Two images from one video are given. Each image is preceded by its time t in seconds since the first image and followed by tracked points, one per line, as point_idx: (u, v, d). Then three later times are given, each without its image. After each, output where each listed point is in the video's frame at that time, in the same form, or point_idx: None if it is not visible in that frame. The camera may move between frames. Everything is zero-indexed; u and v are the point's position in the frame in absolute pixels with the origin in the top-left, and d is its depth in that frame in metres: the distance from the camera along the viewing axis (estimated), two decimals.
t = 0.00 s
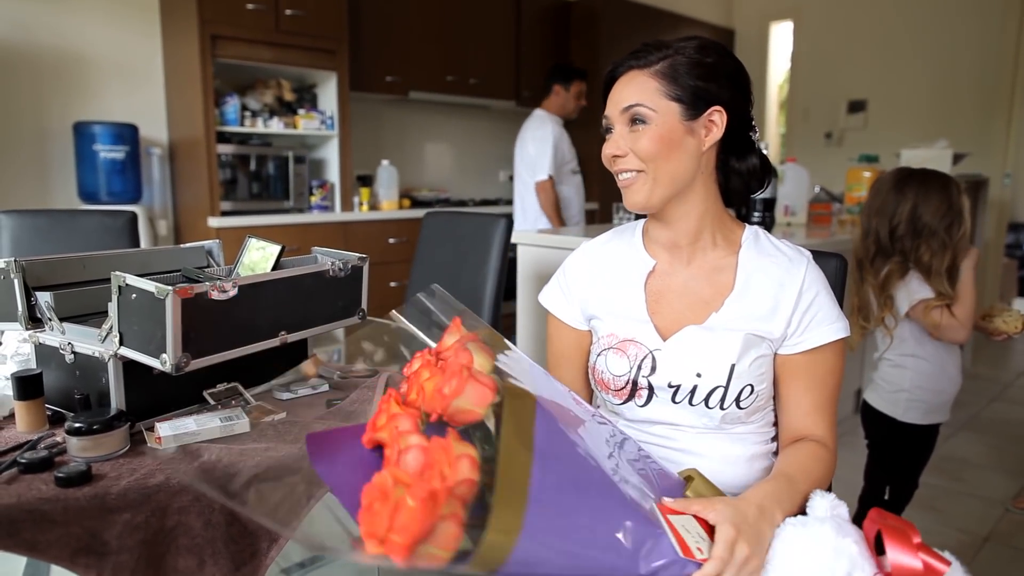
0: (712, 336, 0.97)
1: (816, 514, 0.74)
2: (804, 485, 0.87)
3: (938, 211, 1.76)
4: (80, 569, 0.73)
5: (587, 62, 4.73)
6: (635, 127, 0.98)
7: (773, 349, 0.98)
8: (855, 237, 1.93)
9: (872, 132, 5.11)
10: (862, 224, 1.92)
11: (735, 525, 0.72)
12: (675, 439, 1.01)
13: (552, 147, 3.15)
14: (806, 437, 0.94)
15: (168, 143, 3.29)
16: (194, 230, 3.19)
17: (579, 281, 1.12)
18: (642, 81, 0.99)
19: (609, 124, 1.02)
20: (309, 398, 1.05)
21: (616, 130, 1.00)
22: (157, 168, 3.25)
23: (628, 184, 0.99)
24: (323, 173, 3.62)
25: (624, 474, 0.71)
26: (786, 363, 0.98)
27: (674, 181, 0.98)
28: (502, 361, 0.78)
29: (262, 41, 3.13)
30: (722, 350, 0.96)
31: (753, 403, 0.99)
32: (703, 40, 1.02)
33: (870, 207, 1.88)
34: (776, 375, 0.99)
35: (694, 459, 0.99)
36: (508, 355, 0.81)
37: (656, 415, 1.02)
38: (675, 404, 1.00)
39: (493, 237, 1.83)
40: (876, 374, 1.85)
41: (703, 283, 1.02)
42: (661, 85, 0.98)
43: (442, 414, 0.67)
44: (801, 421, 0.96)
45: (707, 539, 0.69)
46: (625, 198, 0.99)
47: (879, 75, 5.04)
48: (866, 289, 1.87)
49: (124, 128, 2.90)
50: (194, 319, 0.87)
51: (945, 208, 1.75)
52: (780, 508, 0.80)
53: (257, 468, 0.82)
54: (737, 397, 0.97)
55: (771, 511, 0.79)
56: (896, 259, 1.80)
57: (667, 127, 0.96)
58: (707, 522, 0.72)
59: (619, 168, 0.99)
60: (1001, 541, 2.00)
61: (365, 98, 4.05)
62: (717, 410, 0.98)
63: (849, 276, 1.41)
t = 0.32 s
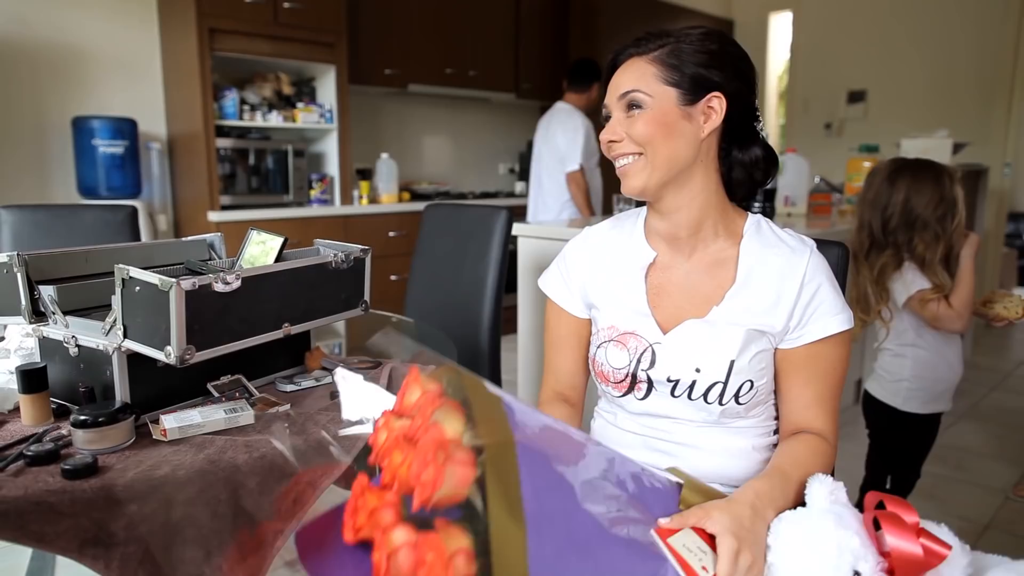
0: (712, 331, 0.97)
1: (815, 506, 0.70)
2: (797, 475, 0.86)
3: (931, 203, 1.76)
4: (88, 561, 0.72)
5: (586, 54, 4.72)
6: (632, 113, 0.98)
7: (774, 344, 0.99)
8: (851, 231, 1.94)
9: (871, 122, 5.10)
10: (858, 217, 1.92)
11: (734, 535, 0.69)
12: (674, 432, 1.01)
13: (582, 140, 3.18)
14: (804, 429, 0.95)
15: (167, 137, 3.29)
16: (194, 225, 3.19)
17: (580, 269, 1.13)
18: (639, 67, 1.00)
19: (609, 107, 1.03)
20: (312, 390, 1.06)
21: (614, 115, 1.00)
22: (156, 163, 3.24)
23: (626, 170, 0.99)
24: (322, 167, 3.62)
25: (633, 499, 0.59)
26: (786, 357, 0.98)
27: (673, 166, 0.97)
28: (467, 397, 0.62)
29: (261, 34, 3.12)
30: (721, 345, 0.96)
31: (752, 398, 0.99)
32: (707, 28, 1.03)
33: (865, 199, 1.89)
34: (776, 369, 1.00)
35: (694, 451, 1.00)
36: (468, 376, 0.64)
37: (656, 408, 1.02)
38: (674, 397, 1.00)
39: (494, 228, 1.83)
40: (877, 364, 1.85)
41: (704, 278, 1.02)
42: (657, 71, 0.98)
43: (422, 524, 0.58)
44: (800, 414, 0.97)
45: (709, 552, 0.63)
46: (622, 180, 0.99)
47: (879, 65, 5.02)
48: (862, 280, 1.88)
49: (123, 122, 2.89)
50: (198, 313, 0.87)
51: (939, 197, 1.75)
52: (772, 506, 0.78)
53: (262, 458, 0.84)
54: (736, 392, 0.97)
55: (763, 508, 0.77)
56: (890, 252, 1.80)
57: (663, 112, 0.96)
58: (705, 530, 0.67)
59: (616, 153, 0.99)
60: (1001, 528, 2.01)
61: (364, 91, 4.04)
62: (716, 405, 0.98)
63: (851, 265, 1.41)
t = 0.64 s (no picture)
0: (714, 318, 0.98)
1: (807, 501, 0.70)
2: (785, 467, 0.86)
3: (915, 196, 1.76)
4: (94, 556, 0.73)
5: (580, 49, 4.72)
6: (639, 115, 0.99)
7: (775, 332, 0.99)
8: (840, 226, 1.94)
9: (865, 116, 5.11)
10: (845, 213, 1.93)
11: (712, 532, 0.70)
12: (679, 417, 1.02)
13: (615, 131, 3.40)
14: (802, 420, 0.95)
15: (162, 136, 3.28)
16: (190, 223, 3.18)
17: (585, 256, 1.15)
18: (642, 68, 1.00)
19: (614, 112, 1.04)
20: (314, 386, 1.07)
21: (620, 118, 1.02)
22: (152, 162, 3.23)
23: (638, 174, 1.00)
24: (318, 165, 3.62)
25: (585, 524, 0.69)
26: (786, 346, 0.99)
27: (682, 164, 0.98)
28: (444, 449, 0.79)
29: (255, 32, 3.11)
30: (724, 329, 0.97)
31: (753, 384, 0.99)
32: (706, 23, 1.03)
33: (852, 195, 1.89)
34: (777, 356, 1.00)
35: (696, 438, 1.01)
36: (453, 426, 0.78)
37: (660, 392, 1.03)
38: (678, 381, 1.01)
39: (492, 224, 1.83)
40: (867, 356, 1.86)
41: (709, 268, 1.03)
42: (660, 71, 0.98)
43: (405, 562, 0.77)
44: (799, 403, 0.97)
45: (688, 552, 0.67)
46: (634, 183, 1.01)
47: (873, 59, 5.03)
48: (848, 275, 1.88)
49: (118, 121, 2.89)
50: (200, 308, 0.87)
51: (924, 190, 1.76)
52: (756, 499, 0.79)
53: (265, 452, 0.86)
54: (737, 377, 0.98)
55: (745, 501, 0.77)
56: (875, 247, 1.81)
57: (670, 113, 0.97)
58: (685, 530, 0.70)
59: (628, 156, 1.00)
60: (997, 517, 2.03)
61: (360, 89, 4.04)
62: (718, 390, 0.99)
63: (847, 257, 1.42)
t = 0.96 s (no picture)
0: (706, 306, 1.00)
1: (795, 485, 0.72)
2: (769, 452, 0.90)
3: (889, 190, 1.78)
4: (98, 555, 0.71)
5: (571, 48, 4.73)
6: (629, 109, 1.01)
7: (766, 319, 1.01)
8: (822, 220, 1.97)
9: (854, 112, 5.15)
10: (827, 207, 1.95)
11: (695, 518, 0.78)
12: (673, 405, 1.04)
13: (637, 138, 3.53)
14: (791, 407, 0.97)
15: (153, 138, 3.27)
16: (182, 225, 3.17)
17: (581, 249, 1.17)
18: (633, 65, 1.02)
19: (608, 107, 1.05)
20: (312, 385, 1.08)
21: (612, 113, 1.03)
22: (143, 164, 3.23)
23: (628, 166, 1.02)
24: (310, 166, 3.62)
25: (571, 523, 0.77)
26: (775, 333, 1.00)
27: (672, 157, 1.00)
28: (435, 465, 0.85)
29: (245, 33, 3.11)
30: (716, 318, 0.99)
31: (747, 370, 1.01)
32: (700, 24, 1.05)
33: (832, 188, 1.92)
34: (768, 342, 1.01)
35: (689, 426, 1.02)
36: (440, 449, 0.87)
37: (655, 380, 1.04)
38: (672, 368, 1.03)
39: (486, 223, 1.84)
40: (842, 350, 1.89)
41: (702, 259, 1.05)
42: (651, 67, 1.00)
43: (401, 564, 0.78)
44: (788, 390, 0.98)
45: (674, 540, 0.76)
46: (626, 176, 1.03)
47: (861, 56, 5.08)
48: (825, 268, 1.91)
49: (109, 124, 2.88)
50: (199, 309, 0.88)
51: (899, 183, 1.77)
52: (737, 481, 0.85)
53: (266, 451, 0.87)
54: (730, 363, 1.00)
55: (729, 484, 0.84)
56: (847, 241, 1.83)
57: (659, 106, 0.99)
58: (670, 520, 0.79)
59: (619, 148, 1.02)
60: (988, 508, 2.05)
61: (351, 90, 4.04)
62: (711, 375, 1.01)
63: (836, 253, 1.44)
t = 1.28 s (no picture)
0: (702, 306, 1.01)
1: (795, 489, 0.73)
2: (764, 455, 0.92)
3: (850, 186, 1.74)
4: (98, 558, 0.71)
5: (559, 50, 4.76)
6: (614, 122, 1.01)
7: (761, 318, 1.03)
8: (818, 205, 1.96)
9: (840, 113, 5.21)
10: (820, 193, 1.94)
11: (690, 515, 0.80)
12: (670, 405, 1.05)
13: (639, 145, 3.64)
14: (784, 405, 0.99)
15: (142, 142, 3.26)
16: (172, 229, 3.16)
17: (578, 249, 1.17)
18: (616, 76, 1.03)
19: (593, 119, 1.06)
20: (307, 388, 1.09)
21: (597, 126, 1.04)
22: (132, 168, 3.21)
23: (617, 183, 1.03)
24: (300, 168, 3.62)
25: (570, 520, 0.79)
26: (770, 331, 1.02)
27: (660, 171, 1.02)
28: (434, 462, 0.87)
29: (234, 36, 3.10)
30: (715, 319, 1.01)
31: (743, 369, 1.03)
32: (681, 25, 1.05)
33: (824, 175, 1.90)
34: (763, 341, 1.03)
35: (682, 426, 1.04)
36: (438, 446, 0.89)
37: (651, 381, 1.06)
38: (670, 369, 1.04)
39: (478, 225, 1.85)
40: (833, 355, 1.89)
41: (695, 259, 1.06)
42: (633, 80, 1.01)
43: (401, 561, 0.79)
44: (782, 388, 1.00)
45: (669, 536, 0.78)
46: (615, 195, 1.03)
47: (847, 57, 5.13)
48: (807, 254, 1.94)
49: (97, 128, 2.87)
50: (196, 312, 0.88)
51: (864, 176, 1.72)
52: (732, 479, 0.87)
53: (264, 453, 0.88)
54: (728, 363, 1.01)
55: (723, 482, 0.86)
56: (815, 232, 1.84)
57: (643, 120, 1.00)
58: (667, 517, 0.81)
59: (606, 165, 1.03)
60: (974, 502, 2.08)
61: (341, 93, 4.04)
62: (709, 375, 1.02)
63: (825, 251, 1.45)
